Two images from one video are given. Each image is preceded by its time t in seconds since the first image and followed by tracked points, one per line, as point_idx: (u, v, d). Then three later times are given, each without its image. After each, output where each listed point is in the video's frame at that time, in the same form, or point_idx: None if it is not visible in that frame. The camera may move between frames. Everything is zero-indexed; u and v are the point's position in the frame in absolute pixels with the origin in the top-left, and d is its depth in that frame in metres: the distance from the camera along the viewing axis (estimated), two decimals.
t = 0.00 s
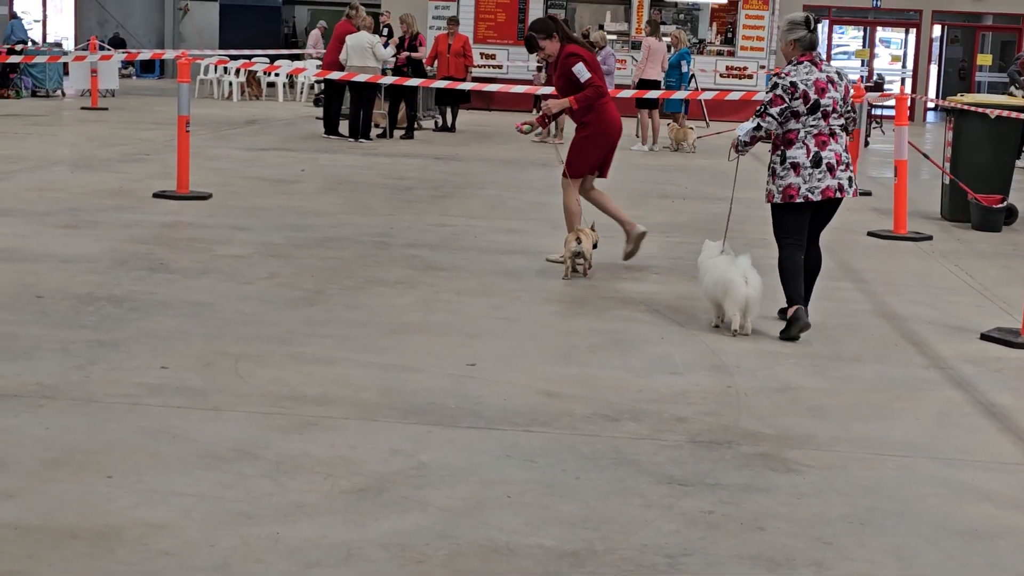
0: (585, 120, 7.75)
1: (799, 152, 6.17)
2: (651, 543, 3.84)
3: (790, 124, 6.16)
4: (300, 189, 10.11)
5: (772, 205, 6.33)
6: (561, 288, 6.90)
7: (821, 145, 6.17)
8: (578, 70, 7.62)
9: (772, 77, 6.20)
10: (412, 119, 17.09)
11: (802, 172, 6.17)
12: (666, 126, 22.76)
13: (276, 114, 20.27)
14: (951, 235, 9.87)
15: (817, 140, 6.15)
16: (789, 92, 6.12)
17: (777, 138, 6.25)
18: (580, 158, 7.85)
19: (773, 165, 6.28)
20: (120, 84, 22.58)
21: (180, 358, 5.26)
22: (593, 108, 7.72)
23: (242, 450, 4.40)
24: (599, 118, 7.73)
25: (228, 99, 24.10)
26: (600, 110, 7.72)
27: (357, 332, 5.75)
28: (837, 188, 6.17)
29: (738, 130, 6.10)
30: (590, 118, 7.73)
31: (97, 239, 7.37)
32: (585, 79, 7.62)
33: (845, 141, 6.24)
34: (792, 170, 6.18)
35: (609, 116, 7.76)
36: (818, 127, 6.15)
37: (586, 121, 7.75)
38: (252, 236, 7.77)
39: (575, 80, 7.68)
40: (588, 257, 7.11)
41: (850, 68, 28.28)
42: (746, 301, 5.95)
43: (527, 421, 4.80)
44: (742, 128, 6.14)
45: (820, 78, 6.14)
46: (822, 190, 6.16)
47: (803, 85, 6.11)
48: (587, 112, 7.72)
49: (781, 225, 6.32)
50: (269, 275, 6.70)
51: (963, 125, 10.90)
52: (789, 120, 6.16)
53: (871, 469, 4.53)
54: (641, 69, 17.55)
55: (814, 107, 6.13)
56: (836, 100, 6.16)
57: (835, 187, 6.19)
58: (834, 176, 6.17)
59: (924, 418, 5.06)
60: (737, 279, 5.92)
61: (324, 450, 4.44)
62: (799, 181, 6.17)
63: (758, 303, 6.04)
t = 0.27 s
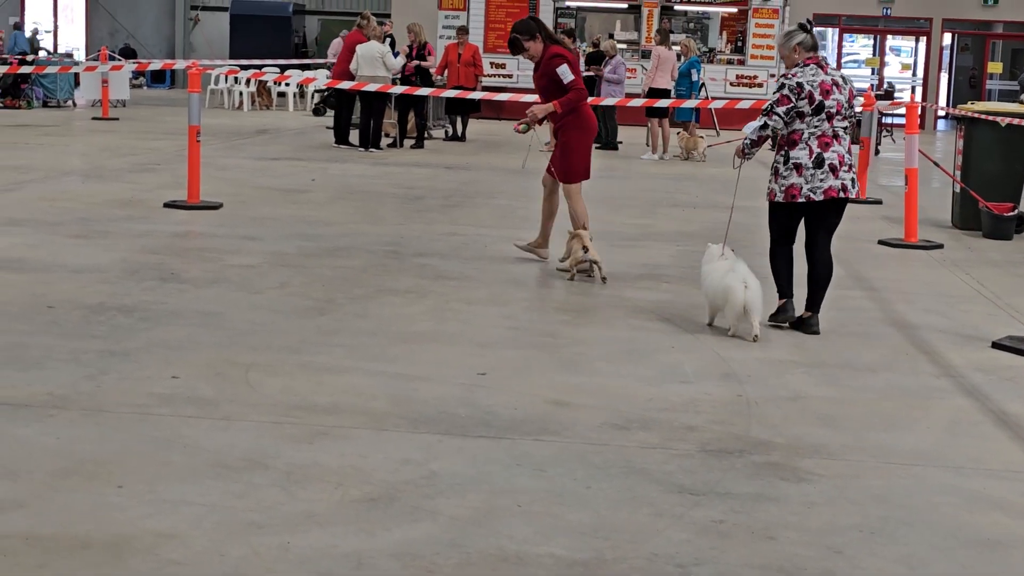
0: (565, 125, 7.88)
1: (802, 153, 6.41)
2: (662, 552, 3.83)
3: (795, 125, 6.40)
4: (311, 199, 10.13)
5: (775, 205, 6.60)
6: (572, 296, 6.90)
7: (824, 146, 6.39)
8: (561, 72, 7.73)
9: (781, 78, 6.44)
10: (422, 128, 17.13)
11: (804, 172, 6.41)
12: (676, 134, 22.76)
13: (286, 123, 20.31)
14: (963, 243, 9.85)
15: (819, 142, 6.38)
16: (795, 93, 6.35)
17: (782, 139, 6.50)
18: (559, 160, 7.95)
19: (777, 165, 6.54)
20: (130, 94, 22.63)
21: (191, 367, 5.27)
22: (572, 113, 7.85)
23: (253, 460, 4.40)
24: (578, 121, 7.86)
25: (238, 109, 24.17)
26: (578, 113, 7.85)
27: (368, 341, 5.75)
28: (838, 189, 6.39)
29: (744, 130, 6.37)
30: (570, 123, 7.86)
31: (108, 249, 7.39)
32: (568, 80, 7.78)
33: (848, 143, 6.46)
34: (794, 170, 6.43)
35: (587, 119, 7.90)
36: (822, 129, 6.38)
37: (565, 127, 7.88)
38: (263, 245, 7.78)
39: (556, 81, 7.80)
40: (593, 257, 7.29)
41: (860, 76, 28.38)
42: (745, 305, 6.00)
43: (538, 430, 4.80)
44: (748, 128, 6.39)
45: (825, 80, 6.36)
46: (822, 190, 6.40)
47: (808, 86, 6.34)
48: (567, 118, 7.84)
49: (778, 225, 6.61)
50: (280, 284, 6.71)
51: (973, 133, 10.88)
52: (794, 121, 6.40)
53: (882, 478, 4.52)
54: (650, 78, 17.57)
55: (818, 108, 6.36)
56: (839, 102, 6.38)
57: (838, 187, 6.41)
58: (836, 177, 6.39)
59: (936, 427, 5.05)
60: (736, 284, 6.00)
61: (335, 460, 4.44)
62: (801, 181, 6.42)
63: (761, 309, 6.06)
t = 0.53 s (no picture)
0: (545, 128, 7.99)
1: (799, 163, 6.53)
2: (675, 561, 3.82)
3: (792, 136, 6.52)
4: (323, 207, 10.14)
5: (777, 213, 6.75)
6: (584, 304, 6.90)
7: (820, 157, 6.51)
8: (548, 77, 7.87)
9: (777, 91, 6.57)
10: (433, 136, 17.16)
11: (801, 182, 6.54)
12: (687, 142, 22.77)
13: (297, 132, 20.36)
14: (976, 250, 9.83)
15: (816, 152, 6.49)
16: (791, 106, 6.47)
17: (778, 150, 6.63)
18: (540, 164, 8.04)
19: (776, 175, 6.68)
20: (142, 103, 22.71)
21: (204, 375, 5.28)
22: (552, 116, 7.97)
23: (266, 468, 4.40)
24: (557, 126, 8.00)
25: (251, 118, 24.24)
26: (559, 118, 8.00)
27: (380, 349, 5.75)
28: (835, 198, 6.49)
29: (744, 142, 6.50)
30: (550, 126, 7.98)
31: (121, 257, 7.41)
32: (553, 85, 7.92)
33: (845, 153, 6.57)
34: (792, 180, 6.56)
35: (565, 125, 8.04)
36: (818, 140, 6.49)
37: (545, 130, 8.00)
38: (275, 254, 7.80)
39: (541, 86, 7.91)
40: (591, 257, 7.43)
41: (873, 83, 28.26)
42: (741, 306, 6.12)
43: (550, 438, 4.79)
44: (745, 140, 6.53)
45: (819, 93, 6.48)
46: (819, 200, 6.51)
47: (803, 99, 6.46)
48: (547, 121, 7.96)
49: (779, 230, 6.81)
50: (292, 293, 6.72)
51: (986, 141, 10.86)
52: (790, 133, 6.52)
53: (896, 486, 4.50)
54: (661, 86, 17.57)
55: (813, 120, 6.47)
56: (834, 114, 6.49)
57: (836, 196, 6.51)
58: (832, 186, 6.50)
59: (950, 435, 5.03)
60: (739, 287, 6.08)
61: (347, 468, 4.43)
62: (798, 191, 6.55)
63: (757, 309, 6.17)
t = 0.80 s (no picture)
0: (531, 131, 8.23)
1: (802, 157, 6.74)
2: (689, 568, 3.81)
3: (795, 132, 6.74)
4: (336, 214, 10.16)
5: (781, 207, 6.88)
6: (597, 311, 6.90)
7: (822, 151, 6.73)
8: (536, 80, 8.11)
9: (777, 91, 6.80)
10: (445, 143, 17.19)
11: (805, 176, 6.73)
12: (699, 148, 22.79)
13: (309, 139, 20.40)
14: (989, 256, 9.81)
15: (818, 147, 6.72)
16: (794, 102, 6.71)
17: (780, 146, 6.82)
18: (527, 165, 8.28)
19: (778, 171, 6.85)
20: (154, 110, 22.77)
21: (216, 383, 5.28)
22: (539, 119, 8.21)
23: (278, 476, 4.40)
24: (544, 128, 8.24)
25: (263, 125, 24.30)
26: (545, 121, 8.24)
27: (392, 356, 5.76)
28: (838, 191, 6.72)
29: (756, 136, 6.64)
30: (536, 129, 8.22)
31: (134, 265, 7.42)
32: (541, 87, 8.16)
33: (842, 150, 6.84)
34: (797, 174, 6.74)
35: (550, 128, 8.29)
36: (819, 137, 6.74)
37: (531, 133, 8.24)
38: (288, 261, 7.81)
39: (530, 88, 8.14)
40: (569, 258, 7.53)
41: (886, 88, 28.60)
42: (740, 310, 6.17)
43: (563, 445, 4.79)
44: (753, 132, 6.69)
45: (819, 90, 6.75)
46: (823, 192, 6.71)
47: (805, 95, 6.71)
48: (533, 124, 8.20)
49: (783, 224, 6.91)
50: (305, 300, 6.73)
51: (1000, 147, 10.80)
52: (794, 128, 6.74)
53: (910, 494, 4.49)
54: (673, 93, 17.54)
55: (815, 115, 6.72)
56: (833, 110, 6.77)
57: (837, 190, 6.74)
58: (834, 179, 6.72)
59: (964, 441, 5.02)
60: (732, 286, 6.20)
61: (360, 476, 4.43)
62: (803, 184, 6.72)
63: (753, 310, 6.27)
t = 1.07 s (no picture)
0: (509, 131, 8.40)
1: (812, 163, 7.10)
2: (705, 573, 3.80)
3: (806, 137, 7.07)
4: (350, 218, 10.18)
5: (784, 209, 7.23)
6: (612, 315, 6.90)
7: (829, 157, 7.14)
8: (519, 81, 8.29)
9: (789, 95, 7.09)
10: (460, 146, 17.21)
11: (815, 180, 7.10)
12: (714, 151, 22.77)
13: (323, 143, 20.43)
14: (1006, 260, 9.78)
15: (826, 153, 7.11)
16: (808, 109, 7.04)
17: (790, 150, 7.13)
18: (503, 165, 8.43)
19: (786, 174, 7.15)
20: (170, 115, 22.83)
21: (232, 387, 5.29)
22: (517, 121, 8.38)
23: (294, 480, 4.41)
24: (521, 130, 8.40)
25: (279, 129, 24.36)
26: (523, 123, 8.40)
27: (408, 360, 5.77)
28: (842, 195, 7.17)
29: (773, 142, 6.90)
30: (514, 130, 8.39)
31: (150, 269, 7.45)
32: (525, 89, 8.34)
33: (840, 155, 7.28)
34: (807, 178, 7.09)
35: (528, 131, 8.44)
36: (826, 142, 7.12)
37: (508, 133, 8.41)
38: (303, 265, 7.82)
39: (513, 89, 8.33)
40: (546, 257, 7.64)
41: (902, 92, 28.75)
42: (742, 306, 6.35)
43: (578, 449, 4.79)
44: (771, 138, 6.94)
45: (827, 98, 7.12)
46: (831, 197, 7.13)
47: (818, 103, 7.06)
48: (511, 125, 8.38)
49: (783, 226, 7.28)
50: (320, 304, 6.75)
51: (1016, 150, 10.77)
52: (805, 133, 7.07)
53: (927, 498, 4.47)
54: (689, 95, 17.53)
55: (824, 121, 7.08)
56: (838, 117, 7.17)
57: (840, 193, 7.19)
58: (839, 184, 7.16)
59: (981, 445, 5.01)
60: (735, 283, 6.35)
61: (375, 480, 4.44)
62: (814, 188, 7.09)
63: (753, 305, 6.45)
